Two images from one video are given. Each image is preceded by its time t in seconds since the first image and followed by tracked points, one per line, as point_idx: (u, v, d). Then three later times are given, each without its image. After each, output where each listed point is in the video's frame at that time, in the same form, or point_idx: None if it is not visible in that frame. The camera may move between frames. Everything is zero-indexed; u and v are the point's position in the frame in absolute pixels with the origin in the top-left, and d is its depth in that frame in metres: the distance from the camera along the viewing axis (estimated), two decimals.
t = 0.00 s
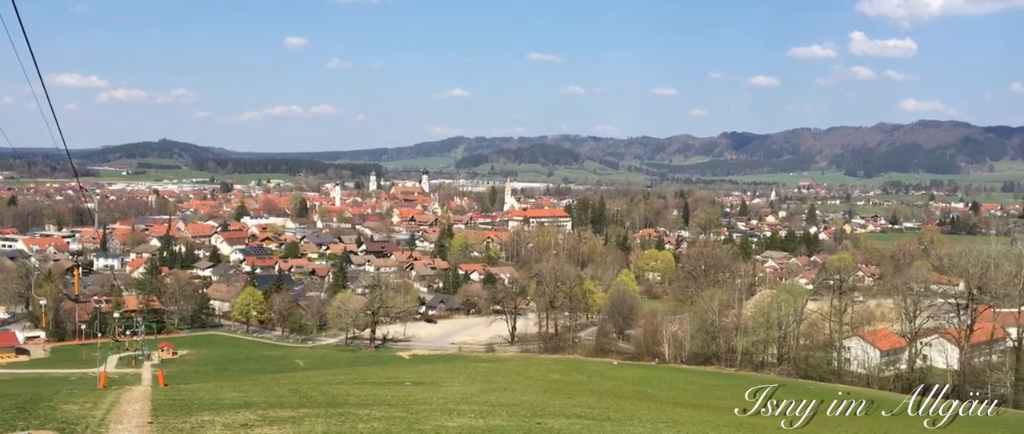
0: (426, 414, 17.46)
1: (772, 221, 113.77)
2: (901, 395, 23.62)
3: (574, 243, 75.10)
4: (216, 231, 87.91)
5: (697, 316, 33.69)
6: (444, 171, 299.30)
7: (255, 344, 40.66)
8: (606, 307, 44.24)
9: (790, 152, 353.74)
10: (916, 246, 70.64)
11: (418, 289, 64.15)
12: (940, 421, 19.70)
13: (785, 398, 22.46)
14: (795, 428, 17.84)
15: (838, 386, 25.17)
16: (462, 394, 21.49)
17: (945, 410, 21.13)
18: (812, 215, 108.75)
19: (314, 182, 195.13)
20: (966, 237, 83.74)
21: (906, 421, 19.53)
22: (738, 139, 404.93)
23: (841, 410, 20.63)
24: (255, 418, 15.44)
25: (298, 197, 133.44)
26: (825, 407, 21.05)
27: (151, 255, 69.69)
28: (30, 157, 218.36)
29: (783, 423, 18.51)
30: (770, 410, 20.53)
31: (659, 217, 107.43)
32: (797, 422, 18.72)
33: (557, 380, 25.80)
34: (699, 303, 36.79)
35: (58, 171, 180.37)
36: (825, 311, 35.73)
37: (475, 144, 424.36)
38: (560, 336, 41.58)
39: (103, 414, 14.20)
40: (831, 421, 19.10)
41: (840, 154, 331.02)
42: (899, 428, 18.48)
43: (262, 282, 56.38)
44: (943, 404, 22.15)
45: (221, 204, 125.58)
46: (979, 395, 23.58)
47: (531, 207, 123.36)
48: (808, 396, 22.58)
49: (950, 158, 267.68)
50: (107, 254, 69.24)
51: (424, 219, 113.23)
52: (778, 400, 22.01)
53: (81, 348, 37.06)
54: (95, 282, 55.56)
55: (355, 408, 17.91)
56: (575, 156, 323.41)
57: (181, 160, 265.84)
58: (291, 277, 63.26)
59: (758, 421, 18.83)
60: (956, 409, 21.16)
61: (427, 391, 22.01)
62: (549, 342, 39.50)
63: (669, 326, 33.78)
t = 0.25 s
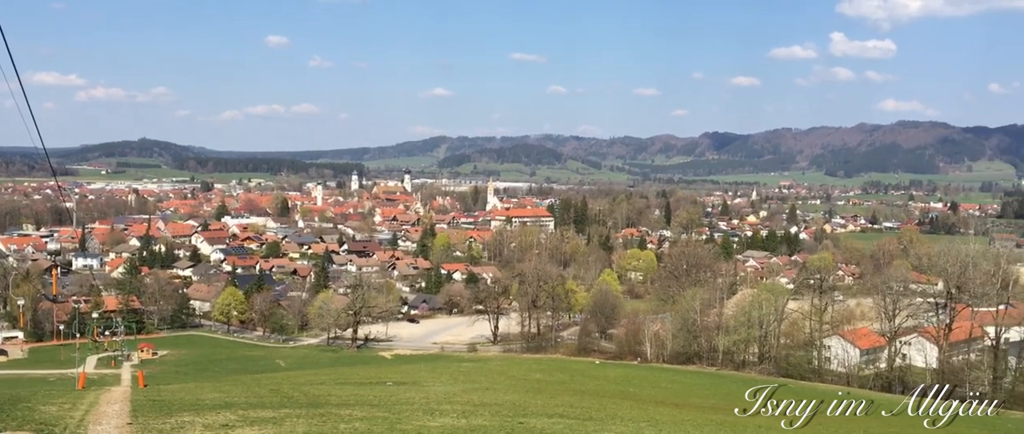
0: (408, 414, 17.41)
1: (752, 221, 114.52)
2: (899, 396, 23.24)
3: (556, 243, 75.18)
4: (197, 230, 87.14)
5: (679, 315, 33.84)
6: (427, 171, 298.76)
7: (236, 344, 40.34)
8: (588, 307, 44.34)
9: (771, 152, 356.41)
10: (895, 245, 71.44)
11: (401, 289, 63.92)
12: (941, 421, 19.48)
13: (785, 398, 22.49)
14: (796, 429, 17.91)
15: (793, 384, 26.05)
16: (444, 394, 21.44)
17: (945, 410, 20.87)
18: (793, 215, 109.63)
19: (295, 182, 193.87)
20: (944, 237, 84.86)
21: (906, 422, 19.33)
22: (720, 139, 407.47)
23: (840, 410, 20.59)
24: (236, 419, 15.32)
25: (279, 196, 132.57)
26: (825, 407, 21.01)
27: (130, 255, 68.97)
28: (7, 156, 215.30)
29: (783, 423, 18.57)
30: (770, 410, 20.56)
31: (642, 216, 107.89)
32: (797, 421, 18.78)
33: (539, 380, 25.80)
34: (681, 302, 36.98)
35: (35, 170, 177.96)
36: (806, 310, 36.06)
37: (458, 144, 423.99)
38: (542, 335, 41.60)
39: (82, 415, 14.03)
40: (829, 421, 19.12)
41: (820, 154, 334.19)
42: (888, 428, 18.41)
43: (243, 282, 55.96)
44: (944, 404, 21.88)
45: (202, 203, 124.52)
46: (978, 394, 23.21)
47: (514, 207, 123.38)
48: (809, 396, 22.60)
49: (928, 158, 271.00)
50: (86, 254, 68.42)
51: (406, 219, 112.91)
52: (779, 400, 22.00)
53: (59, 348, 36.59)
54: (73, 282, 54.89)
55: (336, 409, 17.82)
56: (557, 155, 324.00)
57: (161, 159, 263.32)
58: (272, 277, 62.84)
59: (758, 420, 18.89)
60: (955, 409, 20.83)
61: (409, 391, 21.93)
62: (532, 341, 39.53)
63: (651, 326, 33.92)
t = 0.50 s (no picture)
0: (393, 415, 17.36)
1: (737, 222, 115.14)
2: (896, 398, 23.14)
3: (541, 243, 75.20)
4: (180, 231, 86.48)
5: (664, 315, 33.97)
6: (412, 171, 298.20)
7: (220, 345, 40.07)
8: (574, 307, 44.40)
9: (756, 153, 358.60)
10: (878, 245, 72.06)
11: (385, 290, 63.73)
12: (942, 421, 19.57)
13: (785, 398, 22.62)
14: (796, 428, 18.10)
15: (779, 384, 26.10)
16: (429, 395, 21.42)
17: (946, 410, 20.94)
18: (777, 216, 110.38)
19: (280, 182, 192.87)
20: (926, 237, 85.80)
21: (906, 421, 19.49)
22: (704, 139, 409.52)
23: (841, 410, 20.71)
24: (219, 420, 15.21)
25: (264, 197, 131.76)
26: (826, 407, 21.11)
27: (113, 256, 68.35)
28: None
29: (784, 423, 18.75)
30: (770, 410, 20.68)
31: (627, 217, 108.23)
32: (797, 421, 18.98)
33: (524, 380, 25.87)
34: (666, 302, 37.14)
35: (16, 170, 175.83)
36: (790, 310, 36.33)
37: (443, 145, 423.59)
38: (527, 336, 41.63)
39: (63, 417, 13.89)
40: (831, 421, 19.27)
41: (803, 155, 336.72)
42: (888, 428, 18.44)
43: (226, 283, 55.62)
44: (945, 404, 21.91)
45: (185, 204, 123.63)
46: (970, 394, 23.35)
47: (499, 207, 123.43)
48: (808, 396, 22.78)
49: (911, 159, 273.73)
50: (68, 255, 67.74)
51: (391, 219, 112.64)
52: (779, 401, 22.12)
53: (40, 350, 36.18)
54: (55, 283, 54.31)
55: (320, 410, 17.74)
56: (543, 156, 324.31)
57: (144, 159, 261.03)
58: (256, 278, 62.48)
59: (760, 421, 19.07)
60: (955, 409, 20.90)
61: (394, 392, 21.88)
62: (517, 342, 39.54)
63: (636, 326, 34.03)
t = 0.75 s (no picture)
0: (377, 416, 17.33)
1: (720, 222, 115.86)
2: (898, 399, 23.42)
3: (525, 244, 75.28)
4: (162, 232, 85.72)
5: (648, 316, 34.11)
6: (396, 172, 297.43)
7: (203, 347, 39.74)
8: (558, 307, 44.49)
9: (739, 154, 361.03)
10: (860, 246, 72.83)
11: (369, 291, 63.52)
12: (941, 421, 19.81)
13: (785, 398, 22.78)
14: (797, 428, 18.31)
15: (770, 384, 26.15)
16: (412, 396, 21.39)
17: (945, 410, 21.19)
18: (760, 216, 111.25)
19: (263, 183, 191.74)
20: (906, 238, 86.74)
21: (906, 421, 19.73)
22: (688, 140, 411.70)
23: (841, 410, 20.90)
24: (201, 422, 15.11)
25: (246, 197, 130.94)
26: (826, 407, 21.28)
27: (94, 257, 67.62)
28: None
29: (784, 423, 18.95)
30: (770, 410, 20.86)
31: (611, 218, 108.60)
32: (797, 421, 19.19)
33: (508, 381, 25.93)
34: (650, 303, 37.32)
35: None
36: (773, 311, 36.60)
37: (427, 145, 422.93)
38: (511, 337, 41.67)
39: (43, 419, 13.73)
40: (831, 421, 19.47)
41: (786, 156, 339.45)
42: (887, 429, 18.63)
43: (209, 284, 55.18)
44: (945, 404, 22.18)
45: (167, 205, 122.59)
46: (952, 394, 23.63)
47: (483, 208, 123.38)
48: (808, 396, 22.93)
49: (892, 160, 276.60)
50: (48, 256, 66.93)
51: (375, 220, 112.32)
52: (778, 400, 22.29)
53: (20, 352, 35.71)
54: (34, 284, 53.63)
55: (304, 411, 17.66)
56: (527, 157, 324.55)
57: (125, 160, 258.47)
58: (239, 279, 62.04)
59: (757, 421, 19.25)
60: (956, 409, 21.23)
61: (378, 394, 21.83)
62: (501, 343, 39.58)
63: (620, 327, 34.17)
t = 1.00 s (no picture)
0: (363, 417, 17.28)
1: (706, 223, 116.42)
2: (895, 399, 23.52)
3: (512, 244, 75.32)
4: (147, 233, 85.05)
5: (634, 316, 34.24)
6: (382, 172, 296.88)
7: (188, 348, 39.46)
8: (544, 308, 44.55)
9: (724, 155, 362.96)
10: (845, 246, 73.41)
11: (355, 291, 63.31)
12: (941, 420, 19.99)
13: (785, 397, 22.90)
14: (796, 429, 18.44)
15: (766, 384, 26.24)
16: (399, 397, 21.33)
17: (945, 410, 21.37)
18: (746, 217, 111.94)
19: (248, 183, 190.69)
20: (890, 238, 87.46)
21: (907, 421, 19.89)
22: (674, 141, 413.41)
23: (840, 410, 21.06)
24: (186, 424, 15.01)
25: (232, 198, 130.14)
26: (826, 406, 21.46)
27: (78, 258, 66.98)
28: None
29: (784, 422, 19.07)
30: (770, 410, 20.98)
31: (597, 218, 108.86)
32: (797, 421, 19.29)
33: (494, 382, 25.96)
34: (637, 303, 37.43)
35: None
36: (759, 311, 36.81)
37: (414, 146, 422.32)
38: (499, 337, 41.66)
39: (26, 421, 13.62)
40: (831, 421, 19.59)
41: (772, 157, 341.56)
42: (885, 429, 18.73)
43: (194, 286, 54.80)
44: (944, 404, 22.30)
45: (152, 205, 121.66)
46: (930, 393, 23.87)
47: (470, 208, 123.27)
48: (809, 396, 23.05)
49: (878, 160, 278.83)
50: (31, 258, 66.23)
51: (361, 221, 111.98)
52: (778, 400, 22.41)
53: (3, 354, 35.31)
54: (17, 286, 53.07)
55: (290, 413, 17.60)
56: (514, 157, 324.64)
57: (109, 160, 256.48)
58: (224, 280, 61.62)
59: (758, 421, 19.37)
60: (957, 409, 21.39)
61: (364, 394, 21.76)
62: (488, 343, 39.57)
63: (607, 327, 34.26)
